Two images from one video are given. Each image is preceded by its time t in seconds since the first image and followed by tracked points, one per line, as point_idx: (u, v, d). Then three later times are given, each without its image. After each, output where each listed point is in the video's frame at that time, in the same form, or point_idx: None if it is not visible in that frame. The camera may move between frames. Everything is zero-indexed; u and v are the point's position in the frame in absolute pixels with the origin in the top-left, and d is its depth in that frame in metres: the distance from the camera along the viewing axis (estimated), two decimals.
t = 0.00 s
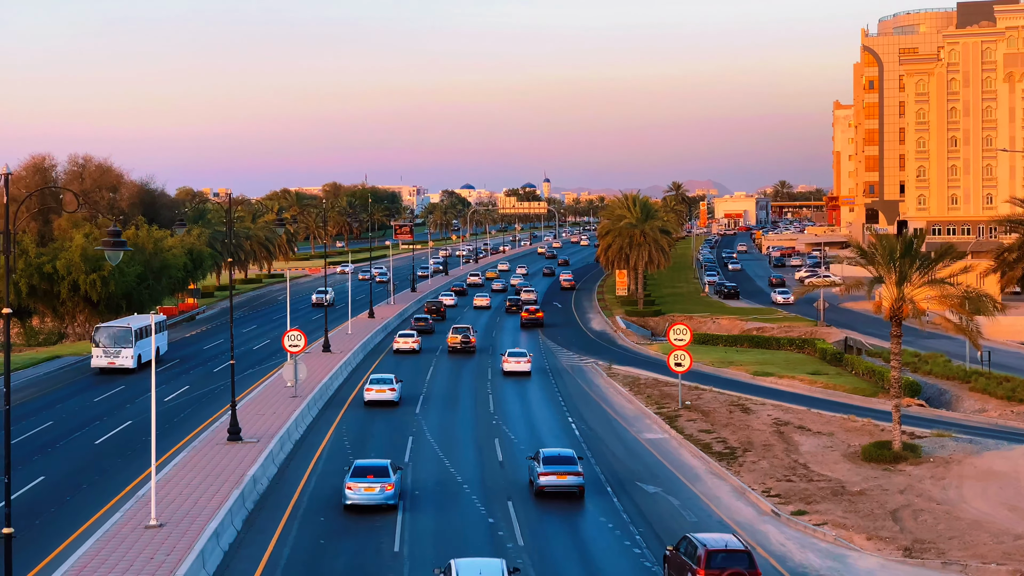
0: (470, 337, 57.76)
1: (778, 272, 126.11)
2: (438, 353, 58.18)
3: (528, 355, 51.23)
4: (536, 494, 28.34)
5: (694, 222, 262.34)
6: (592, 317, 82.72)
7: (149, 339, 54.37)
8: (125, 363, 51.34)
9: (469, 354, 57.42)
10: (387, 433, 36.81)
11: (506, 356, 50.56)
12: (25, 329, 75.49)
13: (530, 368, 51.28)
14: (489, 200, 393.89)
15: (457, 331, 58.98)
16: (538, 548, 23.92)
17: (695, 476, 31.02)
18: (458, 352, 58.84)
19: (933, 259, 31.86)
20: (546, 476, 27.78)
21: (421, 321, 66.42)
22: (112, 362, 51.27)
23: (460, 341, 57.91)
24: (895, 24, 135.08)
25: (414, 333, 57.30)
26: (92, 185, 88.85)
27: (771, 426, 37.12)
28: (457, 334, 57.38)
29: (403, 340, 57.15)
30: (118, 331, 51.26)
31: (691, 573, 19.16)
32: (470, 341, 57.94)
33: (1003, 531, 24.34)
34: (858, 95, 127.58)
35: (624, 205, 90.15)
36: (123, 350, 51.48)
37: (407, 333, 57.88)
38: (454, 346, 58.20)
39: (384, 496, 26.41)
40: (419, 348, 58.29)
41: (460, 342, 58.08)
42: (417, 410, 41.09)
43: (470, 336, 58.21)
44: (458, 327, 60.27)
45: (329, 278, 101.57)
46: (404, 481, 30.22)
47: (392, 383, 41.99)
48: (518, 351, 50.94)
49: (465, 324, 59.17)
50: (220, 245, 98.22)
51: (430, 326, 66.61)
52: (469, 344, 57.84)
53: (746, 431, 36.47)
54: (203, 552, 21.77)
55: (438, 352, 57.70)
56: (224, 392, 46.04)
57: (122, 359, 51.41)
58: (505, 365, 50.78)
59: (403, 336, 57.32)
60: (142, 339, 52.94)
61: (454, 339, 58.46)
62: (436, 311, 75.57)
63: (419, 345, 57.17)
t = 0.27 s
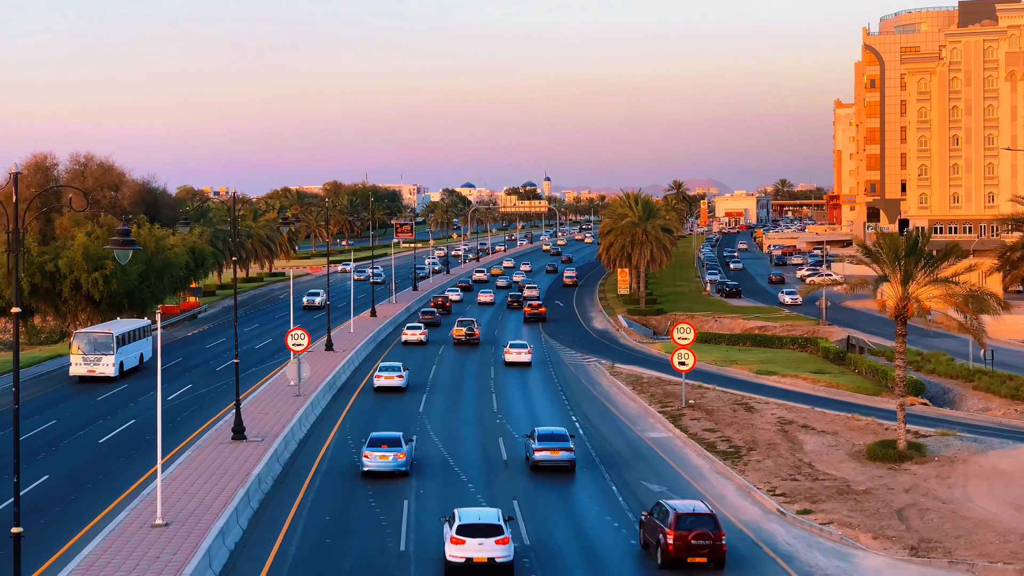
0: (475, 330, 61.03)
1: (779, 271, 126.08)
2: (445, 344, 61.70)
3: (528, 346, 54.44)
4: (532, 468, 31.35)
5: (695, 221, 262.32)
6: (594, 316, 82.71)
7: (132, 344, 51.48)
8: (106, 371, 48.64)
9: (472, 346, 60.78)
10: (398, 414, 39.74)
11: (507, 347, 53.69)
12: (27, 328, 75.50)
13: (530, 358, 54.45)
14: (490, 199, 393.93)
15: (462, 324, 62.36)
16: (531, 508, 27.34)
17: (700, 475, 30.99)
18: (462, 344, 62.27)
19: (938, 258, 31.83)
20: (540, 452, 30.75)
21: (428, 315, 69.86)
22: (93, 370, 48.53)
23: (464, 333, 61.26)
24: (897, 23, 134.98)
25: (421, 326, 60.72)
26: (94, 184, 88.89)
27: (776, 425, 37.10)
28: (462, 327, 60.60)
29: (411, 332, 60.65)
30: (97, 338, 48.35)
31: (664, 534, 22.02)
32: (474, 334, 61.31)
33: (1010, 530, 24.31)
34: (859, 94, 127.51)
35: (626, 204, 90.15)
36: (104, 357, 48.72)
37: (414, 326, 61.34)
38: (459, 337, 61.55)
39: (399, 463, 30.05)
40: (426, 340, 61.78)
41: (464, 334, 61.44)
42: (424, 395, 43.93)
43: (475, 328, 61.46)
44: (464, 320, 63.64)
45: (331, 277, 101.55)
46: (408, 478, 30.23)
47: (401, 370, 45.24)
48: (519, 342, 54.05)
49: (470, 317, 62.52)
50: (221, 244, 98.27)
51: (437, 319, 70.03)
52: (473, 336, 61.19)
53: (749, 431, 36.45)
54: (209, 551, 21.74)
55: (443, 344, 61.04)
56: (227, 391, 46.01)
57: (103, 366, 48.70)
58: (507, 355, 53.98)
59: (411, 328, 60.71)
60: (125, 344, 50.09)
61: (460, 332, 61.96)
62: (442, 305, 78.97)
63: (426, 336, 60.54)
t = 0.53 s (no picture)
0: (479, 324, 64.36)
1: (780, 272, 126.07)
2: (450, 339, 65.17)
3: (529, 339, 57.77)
4: (527, 449, 34.35)
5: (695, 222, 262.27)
6: (596, 317, 82.73)
7: (113, 353, 48.26)
8: (85, 382, 45.43)
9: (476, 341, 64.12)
10: (405, 401, 42.74)
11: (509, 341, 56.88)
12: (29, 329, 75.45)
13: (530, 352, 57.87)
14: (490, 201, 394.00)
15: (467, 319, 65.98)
16: (527, 479, 30.59)
17: (705, 476, 30.96)
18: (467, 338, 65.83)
19: (943, 260, 31.84)
20: (536, 433, 33.80)
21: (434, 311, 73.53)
22: (71, 382, 45.29)
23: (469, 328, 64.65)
24: (898, 24, 134.95)
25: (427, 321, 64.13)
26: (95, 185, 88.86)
27: (779, 426, 37.14)
28: (466, 322, 64.27)
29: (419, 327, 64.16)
30: (75, 349, 45.00)
31: (639, 505, 24.60)
32: (479, 329, 64.72)
33: (1016, 532, 24.29)
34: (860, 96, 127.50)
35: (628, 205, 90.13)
36: (82, 368, 45.47)
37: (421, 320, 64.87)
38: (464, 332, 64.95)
39: (411, 439, 33.41)
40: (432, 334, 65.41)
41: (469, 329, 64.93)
42: (428, 383, 46.82)
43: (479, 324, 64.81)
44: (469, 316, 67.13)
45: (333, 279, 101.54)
46: (412, 480, 30.16)
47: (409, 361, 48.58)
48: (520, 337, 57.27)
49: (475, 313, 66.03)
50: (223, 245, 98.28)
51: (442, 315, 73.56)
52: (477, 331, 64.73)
53: (753, 432, 36.46)
54: (215, 553, 21.71)
55: (449, 339, 64.58)
56: (230, 392, 46.02)
57: (82, 378, 45.52)
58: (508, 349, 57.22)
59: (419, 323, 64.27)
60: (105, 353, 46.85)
61: (464, 327, 66.01)
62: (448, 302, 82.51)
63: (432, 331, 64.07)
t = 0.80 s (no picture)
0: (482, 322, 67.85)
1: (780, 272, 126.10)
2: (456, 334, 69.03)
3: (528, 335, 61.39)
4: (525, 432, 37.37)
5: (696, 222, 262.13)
6: (597, 317, 82.69)
7: (92, 363, 45.62)
8: (61, 396, 42.85)
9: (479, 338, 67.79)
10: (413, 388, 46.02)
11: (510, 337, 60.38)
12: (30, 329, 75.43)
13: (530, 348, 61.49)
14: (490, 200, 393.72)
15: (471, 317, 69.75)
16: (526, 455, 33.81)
17: (709, 477, 30.95)
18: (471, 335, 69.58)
19: (946, 260, 31.87)
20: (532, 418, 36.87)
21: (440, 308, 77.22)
22: (45, 395, 42.70)
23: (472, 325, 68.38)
24: (898, 23, 134.95)
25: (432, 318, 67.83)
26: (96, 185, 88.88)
27: (783, 426, 37.14)
28: (470, 318, 68.26)
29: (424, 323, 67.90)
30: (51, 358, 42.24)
31: (619, 480, 27.11)
32: (481, 326, 68.20)
33: (1021, 533, 24.28)
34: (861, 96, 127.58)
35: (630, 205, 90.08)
36: (58, 380, 42.86)
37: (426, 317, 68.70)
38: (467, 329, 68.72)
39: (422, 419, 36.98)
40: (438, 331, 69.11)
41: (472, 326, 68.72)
42: (435, 373, 50.10)
43: (481, 321, 68.28)
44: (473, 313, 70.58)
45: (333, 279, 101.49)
46: (416, 481, 30.09)
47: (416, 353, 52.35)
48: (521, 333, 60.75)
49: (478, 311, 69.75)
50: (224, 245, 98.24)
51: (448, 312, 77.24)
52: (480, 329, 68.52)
53: (757, 432, 36.46)
54: (221, 554, 21.71)
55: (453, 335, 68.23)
56: (232, 393, 46.02)
57: (57, 390, 42.79)
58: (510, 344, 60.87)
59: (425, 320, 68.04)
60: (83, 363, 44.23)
61: (468, 323, 69.78)
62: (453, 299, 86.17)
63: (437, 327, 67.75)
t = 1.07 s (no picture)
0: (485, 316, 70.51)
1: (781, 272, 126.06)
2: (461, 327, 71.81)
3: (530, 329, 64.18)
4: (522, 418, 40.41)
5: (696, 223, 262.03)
6: (598, 317, 82.64)
7: (70, 373, 42.33)
8: (34, 410, 39.32)
9: (482, 332, 70.51)
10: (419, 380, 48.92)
11: (512, 331, 63.08)
12: (31, 328, 75.37)
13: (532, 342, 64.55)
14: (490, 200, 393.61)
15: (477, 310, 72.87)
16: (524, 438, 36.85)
17: (714, 477, 30.93)
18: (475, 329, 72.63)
19: (950, 260, 31.86)
20: (530, 403, 39.94)
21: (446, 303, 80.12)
22: (17, 409, 39.17)
23: (476, 319, 71.14)
24: (899, 24, 134.97)
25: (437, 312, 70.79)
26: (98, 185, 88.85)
27: (787, 427, 37.14)
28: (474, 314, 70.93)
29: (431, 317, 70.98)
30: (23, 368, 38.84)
31: (604, 459, 29.75)
32: (485, 320, 70.78)
33: None
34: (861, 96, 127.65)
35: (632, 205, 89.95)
36: (31, 392, 39.32)
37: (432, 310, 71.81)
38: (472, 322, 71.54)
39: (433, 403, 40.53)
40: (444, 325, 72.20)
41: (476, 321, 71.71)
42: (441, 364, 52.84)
43: (485, 315, 70.87)
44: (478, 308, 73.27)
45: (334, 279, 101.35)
46: (420, 481, 30.11)
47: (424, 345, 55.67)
48: (523, 327, 63.46)
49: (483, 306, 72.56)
50: (226, 244, 98.17)
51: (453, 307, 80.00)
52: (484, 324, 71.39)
53: (761, 432, 36.45)
54: (228, 553, 21.71)
55: (457, 329, 71.13)
56: (235, 392, 45.96)
57: (29, 404, 39.30)
58: (513, 338, 63.70)
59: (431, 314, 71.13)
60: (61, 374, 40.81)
61: (473, 317, 72.22)
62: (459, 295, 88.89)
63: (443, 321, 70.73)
